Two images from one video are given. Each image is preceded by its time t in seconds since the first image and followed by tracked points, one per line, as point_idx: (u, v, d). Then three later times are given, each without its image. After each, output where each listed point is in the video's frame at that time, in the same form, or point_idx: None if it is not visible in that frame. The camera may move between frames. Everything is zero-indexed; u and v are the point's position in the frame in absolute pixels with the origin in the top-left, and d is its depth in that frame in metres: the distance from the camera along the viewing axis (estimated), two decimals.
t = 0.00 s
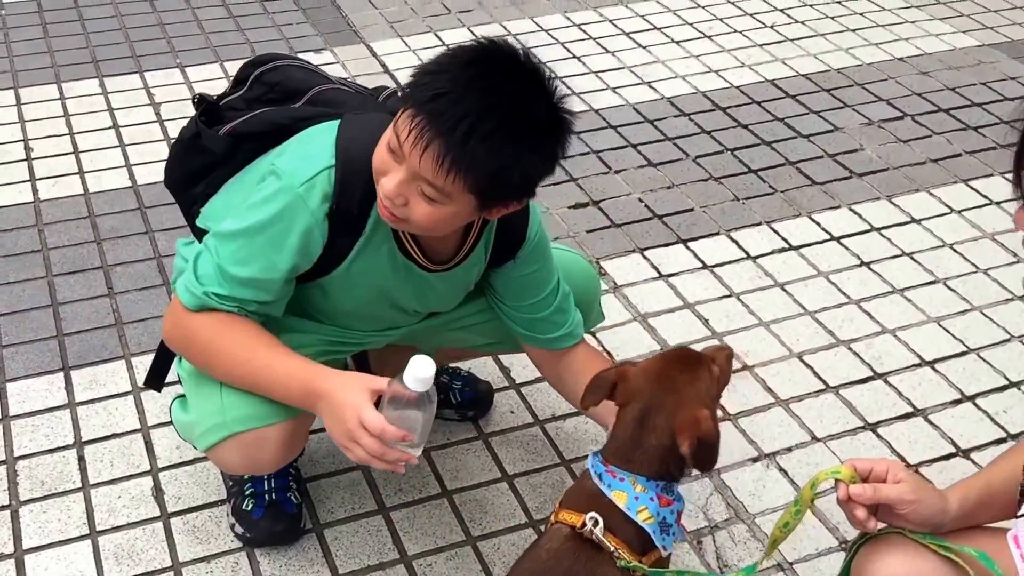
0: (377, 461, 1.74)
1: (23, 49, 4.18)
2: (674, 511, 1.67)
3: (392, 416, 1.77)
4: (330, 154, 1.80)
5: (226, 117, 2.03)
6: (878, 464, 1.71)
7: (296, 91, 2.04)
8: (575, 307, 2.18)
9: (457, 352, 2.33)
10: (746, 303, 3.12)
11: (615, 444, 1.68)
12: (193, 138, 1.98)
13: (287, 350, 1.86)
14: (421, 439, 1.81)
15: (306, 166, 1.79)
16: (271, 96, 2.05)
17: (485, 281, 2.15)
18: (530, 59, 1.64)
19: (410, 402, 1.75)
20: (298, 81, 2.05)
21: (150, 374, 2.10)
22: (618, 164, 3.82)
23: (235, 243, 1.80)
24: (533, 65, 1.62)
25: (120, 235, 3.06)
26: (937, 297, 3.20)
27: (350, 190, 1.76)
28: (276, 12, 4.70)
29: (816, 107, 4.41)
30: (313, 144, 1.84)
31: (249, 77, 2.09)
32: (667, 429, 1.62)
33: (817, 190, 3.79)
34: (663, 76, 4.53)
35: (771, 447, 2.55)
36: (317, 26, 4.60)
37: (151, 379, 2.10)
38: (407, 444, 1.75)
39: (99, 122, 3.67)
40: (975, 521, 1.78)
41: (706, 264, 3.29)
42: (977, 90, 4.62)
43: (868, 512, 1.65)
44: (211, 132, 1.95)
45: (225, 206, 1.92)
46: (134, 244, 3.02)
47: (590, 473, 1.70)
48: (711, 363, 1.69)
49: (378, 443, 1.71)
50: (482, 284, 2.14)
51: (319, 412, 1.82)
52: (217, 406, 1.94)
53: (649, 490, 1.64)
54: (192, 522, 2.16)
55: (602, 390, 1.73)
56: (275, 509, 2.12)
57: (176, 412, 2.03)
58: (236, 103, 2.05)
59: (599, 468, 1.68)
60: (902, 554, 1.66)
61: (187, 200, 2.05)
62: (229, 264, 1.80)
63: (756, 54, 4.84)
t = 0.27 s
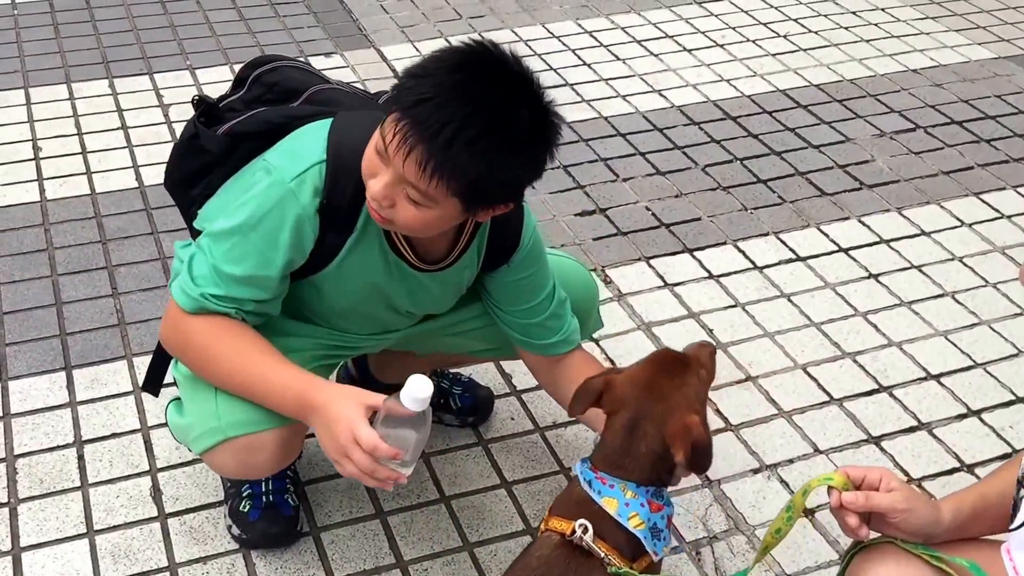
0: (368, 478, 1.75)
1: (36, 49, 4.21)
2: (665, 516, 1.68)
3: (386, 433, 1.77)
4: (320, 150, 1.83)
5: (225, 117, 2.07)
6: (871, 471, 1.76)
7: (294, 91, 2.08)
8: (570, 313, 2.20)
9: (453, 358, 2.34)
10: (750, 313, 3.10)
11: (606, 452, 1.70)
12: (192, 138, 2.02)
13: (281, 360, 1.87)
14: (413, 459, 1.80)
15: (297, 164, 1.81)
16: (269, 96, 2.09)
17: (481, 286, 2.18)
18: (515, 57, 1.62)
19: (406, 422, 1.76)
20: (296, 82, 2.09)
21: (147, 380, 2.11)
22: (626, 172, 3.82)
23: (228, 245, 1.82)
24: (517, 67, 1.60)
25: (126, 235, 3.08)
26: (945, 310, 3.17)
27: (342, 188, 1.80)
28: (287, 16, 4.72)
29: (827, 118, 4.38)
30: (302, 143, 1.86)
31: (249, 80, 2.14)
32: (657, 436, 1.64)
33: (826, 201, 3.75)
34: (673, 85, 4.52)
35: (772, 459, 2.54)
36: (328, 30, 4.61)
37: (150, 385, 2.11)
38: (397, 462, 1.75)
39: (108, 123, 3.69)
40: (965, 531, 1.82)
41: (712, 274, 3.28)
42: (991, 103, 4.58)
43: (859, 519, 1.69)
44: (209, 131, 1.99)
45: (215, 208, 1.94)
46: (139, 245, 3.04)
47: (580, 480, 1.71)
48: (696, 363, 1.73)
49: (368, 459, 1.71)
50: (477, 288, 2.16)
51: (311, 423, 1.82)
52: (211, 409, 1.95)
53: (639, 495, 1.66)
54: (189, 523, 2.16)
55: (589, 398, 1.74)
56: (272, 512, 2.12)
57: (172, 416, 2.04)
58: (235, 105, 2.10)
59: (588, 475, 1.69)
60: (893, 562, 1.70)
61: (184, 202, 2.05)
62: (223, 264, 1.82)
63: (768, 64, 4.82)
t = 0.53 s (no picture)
0: (359, 478, 1.75)
1: (47, 48, 4.24)
2: (655, 517, 1.72)
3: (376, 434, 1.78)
4: (311, 150, 1.84)
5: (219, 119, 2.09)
6: (869, 476, 1.76)
7: (285, 91, 2.10)
8: (564, 312, 2.22)
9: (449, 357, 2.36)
10: (754, 319, 3.09)
11: (597, 460, 1.69)
12: (186, 141, 2.04)
13: (274, 358, 1.88)
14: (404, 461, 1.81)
15: (288, 164, 1.83)
16: (262, 98, 2.11)
17: (475, 284, 2.20)
18: (502, 57, 1.67)
19: (395, 422, 1.78)
20: (289, 83, 2.11)
21: (143, 378, 2.13)
22: (632, 176, 3.81)
23: (220, 243, 1.83)
24: (512, 65, 1.66)
25: (131, 233, 3.09)
26: (951, 319, 3.14)
27: (333, 188, 1.82)
28: (296, 17, 4.73)
29: (836, 123, 4.34)
30: (293, 142, 1.88)
31: (242, 82, 2.16)
32: (647, 438, 1.66)
33: (834, 208, 3.72)
34: (682, 89, 4.51)
35: (772, 466, 2.53)
36: (336, 32, 4.63)
37: (145, 385, 2.13)
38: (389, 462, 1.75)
39: (116, 122, 3.71)
40: (965, 539, 1.81)
41: (716, 279, 3.27)
42: (1003, 111, 4.55)
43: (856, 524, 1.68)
44: (203, 134, 2.01)
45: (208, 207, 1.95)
46: (144, 244, 3.05)
47: (569, 485, 1.73)
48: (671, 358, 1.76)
49: (360, 459, 1.71)
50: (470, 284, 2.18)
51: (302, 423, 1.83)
52: (206, 408, 1.96)
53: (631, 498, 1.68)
54: (187, 520, 2.17)
55: (573, 412, 1.71)
56: (268, 511, 2.12)
57: (167, 415, 2.05)
58: (229, 107, 2.11)
59: (579, 479, 1.71)
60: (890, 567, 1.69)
61: (180, 204, 2.08)
62: (215, 263, 1.83)
63: (778, 69, 4.80)
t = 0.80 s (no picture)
0: (353, 467, 1.77)
1: (56, 45, 4.27)
2: (649, 514, 1.72)
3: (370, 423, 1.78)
4: (312, 150, 1.85)
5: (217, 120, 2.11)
6: (874, 476, 1.75)
7: (282, 92, 2.11)
8: (557, 309, 2.23)
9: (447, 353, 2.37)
10: (756, 321, 3.09)
11: (597, 464, 1.69)
12: (185, 142, 2.07)
13: (270, 350, 1.89)
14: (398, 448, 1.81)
15: (289, 162, 1.84)
16: (259, 97, 2.13)
17: (471, 281, 2.20)
18: (505, 64, 1.70)
19: (390, 412, 1.77)
20: (285, 82, 2.12)
21: (142, 373, 2.14)
22: (636, 177, 3.81)
23: (218, 238, 1.84)
24: (517, 69, 1.69)
25: (135, 230, 3.11)
26: (955, 322, 3.13)
27: (334, 188, 1.83)
28: (304, 16, 4.75)
29: (842, 125, 4.31)
30: (294, 142, 1.89)
31: (240, 82, 2.18)
32: (643, 435, 1.67)
33: (838, 210, 3.70)
34: (688, 90, 4.50)
35: (772, 468, 2.53)
36: (344, 31, 4.64)
37: (142, 379, 2.14)
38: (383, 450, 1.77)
39: (123, 119, 3.73)
40: (968, 542, 1.80)
41: (719, 281, 3.26)
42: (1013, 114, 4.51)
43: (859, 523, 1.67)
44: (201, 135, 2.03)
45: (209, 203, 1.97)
46: (148, 240, 3.06)
47: (562, 485, 1.73)
48: (651, 348, 1.77)
49: (355, 448, 1.73)
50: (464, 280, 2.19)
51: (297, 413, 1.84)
52: (202, 398, 1.98)
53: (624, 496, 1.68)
54: (185, 516, 2.18)
55: (569, 429, 1.68)
56: (266, 507, 2.13)
57: (163, 406, 2.07)
58: (227, 107, 2.13)
59: (572, 479, 1.71)
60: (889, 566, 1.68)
61: (179, 204, 2.12)
62: (213, 258, 1.84)
63: (786, 71, 4.78)
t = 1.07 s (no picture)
0: (348, 455, 1.78)
1: (63, 40, 4.29)
2: (642, 509, 1.72)
3: (368, 411, 1.79)
4: (319, 149, 1.85)
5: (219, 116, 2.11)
6: (870, 476, 1.74)
7: (282, 87, 2.11)
8: (553, 305, 2.23)
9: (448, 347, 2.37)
10: (758, 319, 3.08)
11: (587, 466, 1.68)
12: (186, 138, 2.08)
13: (269, 339, 1.90)
14: (395, 435, 1.81)
15: (295, 158, 1.84)
16: (261, 93, 2.13)
17: (470, 273, 2.20)
18: (526, 69, 1.71)
19: (388, 400, 1.77)
20: (286, 77, 2.12)
21: (142, 364, 2.14)
22: (640, 174, 3.80)
23: (222, 230, 1.85)
24: (538, 75, 1.70)
25: (138, 225, 3.12)
26: (958, 321, 3.11)
27: (340, 187, 1.83)
28: (310, 12, 4.75)
29: (848, 123, 4.28)
30: (301, 139, 1.89)
31: (241, 78, 2.18)
32: (632, 432, 1.69)
33: (843, 208, 3.68)
34: (693, 88, 4.49)
35: (771, 466, 2.53)
36: (349, 27, 4.65)
37: (139, 369, 2.15)
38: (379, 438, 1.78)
39: (128, 114, 3.74)
40: (964, 541, 1.79)
41: (721, 279, 3.25)
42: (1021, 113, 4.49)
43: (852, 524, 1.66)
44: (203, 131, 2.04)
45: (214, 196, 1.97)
46: (151, 235, 3.07)
47: (554, 485, 1.72)
48: (634, 343, 1.78)
49: (352, 436, 1.73)
50: (463, 275, 2.19)
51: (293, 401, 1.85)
52: (198, 385, 1.98)
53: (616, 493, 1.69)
54: (184, 509, 2.19)
55: (558, 432, 1.67)
56: (264, 500, 2.14)
57: (160, 394, 2.07)
58: (228, 103, 2.14)
59: (565, 479, 1.70)
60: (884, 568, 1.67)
61: (183, 199, 2.13)
62: (217, 250, 1.85)
63: (793, 68, 4.76)
